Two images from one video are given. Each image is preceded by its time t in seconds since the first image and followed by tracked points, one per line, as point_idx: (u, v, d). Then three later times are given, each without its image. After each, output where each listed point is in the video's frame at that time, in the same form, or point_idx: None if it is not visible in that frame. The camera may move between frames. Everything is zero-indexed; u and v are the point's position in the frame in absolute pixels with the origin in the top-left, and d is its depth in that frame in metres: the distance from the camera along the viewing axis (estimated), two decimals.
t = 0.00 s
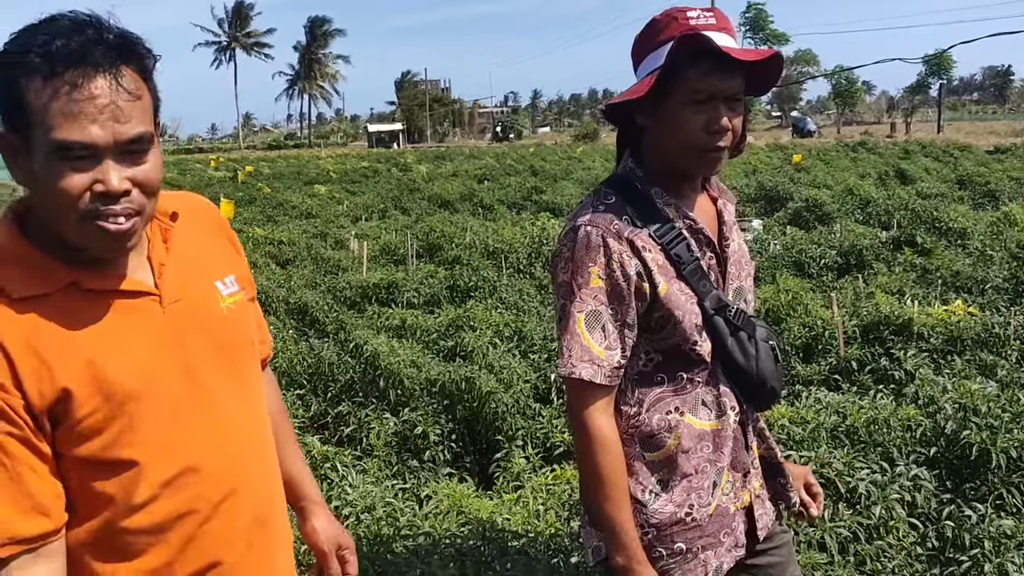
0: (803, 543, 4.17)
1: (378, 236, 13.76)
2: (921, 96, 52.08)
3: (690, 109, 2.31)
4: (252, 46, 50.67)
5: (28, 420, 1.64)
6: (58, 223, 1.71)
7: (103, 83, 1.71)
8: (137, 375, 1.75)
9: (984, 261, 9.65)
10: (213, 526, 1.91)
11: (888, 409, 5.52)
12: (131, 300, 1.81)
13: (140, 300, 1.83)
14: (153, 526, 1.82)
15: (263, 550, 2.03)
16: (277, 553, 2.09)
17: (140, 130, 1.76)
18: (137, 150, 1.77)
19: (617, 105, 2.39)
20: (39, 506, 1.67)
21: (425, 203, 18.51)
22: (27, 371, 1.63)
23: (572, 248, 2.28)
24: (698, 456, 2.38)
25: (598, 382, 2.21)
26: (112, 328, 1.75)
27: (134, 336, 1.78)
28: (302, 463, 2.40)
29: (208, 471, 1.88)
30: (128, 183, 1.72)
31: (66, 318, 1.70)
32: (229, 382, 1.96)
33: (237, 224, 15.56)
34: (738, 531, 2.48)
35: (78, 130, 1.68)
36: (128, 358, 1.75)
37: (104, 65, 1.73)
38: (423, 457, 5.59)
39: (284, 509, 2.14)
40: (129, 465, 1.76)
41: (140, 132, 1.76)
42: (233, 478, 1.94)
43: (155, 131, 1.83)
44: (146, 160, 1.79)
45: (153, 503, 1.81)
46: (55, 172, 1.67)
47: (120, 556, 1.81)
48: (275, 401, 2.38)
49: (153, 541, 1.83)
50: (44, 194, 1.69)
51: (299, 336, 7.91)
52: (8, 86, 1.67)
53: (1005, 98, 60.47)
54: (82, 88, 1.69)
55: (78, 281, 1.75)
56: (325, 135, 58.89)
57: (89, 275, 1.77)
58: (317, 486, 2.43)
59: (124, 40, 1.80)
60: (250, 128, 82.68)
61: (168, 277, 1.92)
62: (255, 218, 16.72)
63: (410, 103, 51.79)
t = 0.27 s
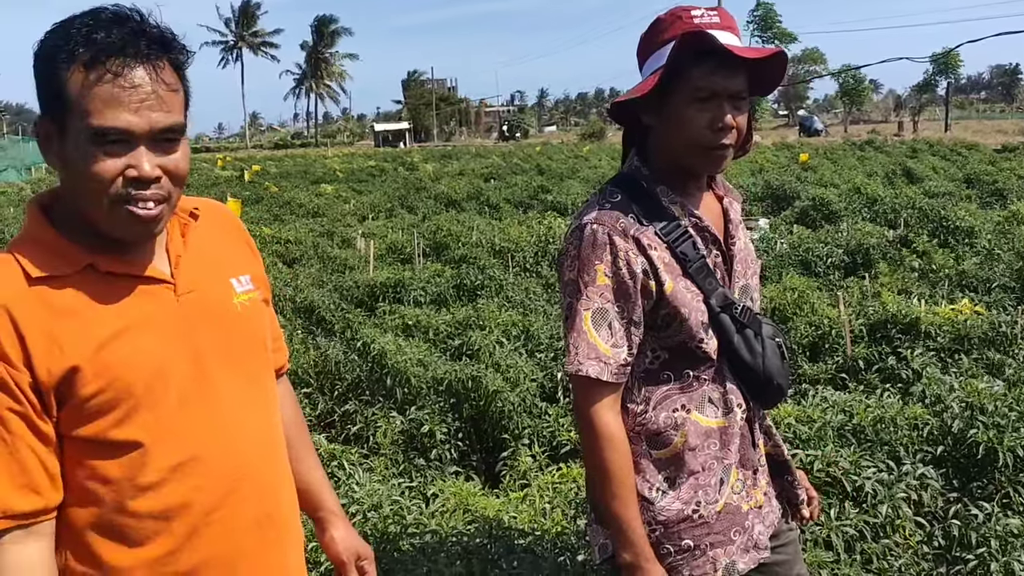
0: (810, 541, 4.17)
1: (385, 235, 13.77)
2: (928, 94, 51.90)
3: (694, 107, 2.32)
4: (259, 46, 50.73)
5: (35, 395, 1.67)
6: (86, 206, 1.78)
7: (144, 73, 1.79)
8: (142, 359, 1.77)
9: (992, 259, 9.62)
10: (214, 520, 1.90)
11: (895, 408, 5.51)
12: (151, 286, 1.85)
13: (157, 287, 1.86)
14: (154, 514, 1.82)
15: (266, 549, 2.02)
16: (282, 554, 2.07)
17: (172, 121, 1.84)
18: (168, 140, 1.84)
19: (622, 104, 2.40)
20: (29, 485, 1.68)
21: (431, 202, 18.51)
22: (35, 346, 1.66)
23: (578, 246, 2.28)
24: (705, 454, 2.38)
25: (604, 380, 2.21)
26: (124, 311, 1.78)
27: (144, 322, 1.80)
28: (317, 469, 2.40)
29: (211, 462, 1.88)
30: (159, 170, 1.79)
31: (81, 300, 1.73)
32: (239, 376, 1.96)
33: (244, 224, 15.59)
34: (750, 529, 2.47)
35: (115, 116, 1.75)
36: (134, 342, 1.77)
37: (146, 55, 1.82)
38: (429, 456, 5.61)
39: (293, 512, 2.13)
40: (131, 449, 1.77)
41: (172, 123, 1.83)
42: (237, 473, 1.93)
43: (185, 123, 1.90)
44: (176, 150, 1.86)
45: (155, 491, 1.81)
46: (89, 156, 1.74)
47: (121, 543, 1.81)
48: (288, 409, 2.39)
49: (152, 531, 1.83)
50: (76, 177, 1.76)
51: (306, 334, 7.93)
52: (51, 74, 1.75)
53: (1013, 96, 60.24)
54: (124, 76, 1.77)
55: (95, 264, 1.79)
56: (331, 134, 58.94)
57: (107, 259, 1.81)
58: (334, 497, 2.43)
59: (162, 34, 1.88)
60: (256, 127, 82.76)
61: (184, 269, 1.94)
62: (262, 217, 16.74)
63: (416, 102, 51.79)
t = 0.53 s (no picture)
0: (818, 541, 4.16)
1: (392, 234, 13.77)
2: (936, 93, 51.74)
3: (700, 104, 2.32)
4: (266, 45, 50.80)
5: (44, 375, 1.68)
6: (96, 193, 1.80)
7: (149, 64, 1.82)
8: (149, 345, 1.77)
9: (1001, 259, 9.58)
10: (217, 513, 1.88)
11: (904, 408, 5.50)
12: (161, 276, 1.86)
13: (168, 277, 1.87)
14: (156, 503, 1.81)
15: (271, 547, 1.99)
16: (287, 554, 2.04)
17: (178, 110, 1.86)
18: (174, 130, 1.86)
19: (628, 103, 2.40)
20: (27, 466, 1.69)
21: (439, 202, 18.51)
22: (44, 326, 1.67)
23: (587, 244, 2.28)
24: (715, 453, 2.37)
25: (614, 379, 2.21)
26: (133, 298, 1.79)
27: (153, 309, 1.81)
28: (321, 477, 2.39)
29: (217, 454, 1.86)
30: (164, 159, 1.82)
31: (92, 285, 1.74)
32: (248, 370, 1.95)
33: (252, 223, 15.61)
34: (760, 528, 2.46)
35: (121, 106, 1.78)
36: (141, 328, 1.77)
37: (151, 47, 1.84)
38: (437, 455, 5.61)
39: (302, 512, 2.11)
40: (136, 435, 1.77)
41: (179, 114, 1.86)
42: (243, 466, 1.91)
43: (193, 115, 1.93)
44: (183, 140, 1.88)
45: (158, 480, 1.80)
46: (96, 146, 1.77)
47: (123, 531, 1.80)
48: (299, 415, 2.38)
49: (155, 520, 1.81)
50: (85, 167, 1.79)
51: (314, 334, 7.94)
52: (60, 67, 1.79)
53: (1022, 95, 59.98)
54: (129, 67, 1.79)
55: (108, 249, 1.80)
56: (339, 134, 59.00)
57: (118, 245, 1.82)
58: (337, 509, 2.42)
59: (168, 27, 1.91)
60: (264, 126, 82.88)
61: (195, 263, 1.95)
62: (270, 217, 16.75)
63: (423, 101, 51.80)
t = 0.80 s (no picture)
0: (828, 540, 4.13)
1: (400, 232, 13.77)
2: (946, 90, 51.54)
3: (704, 100, 2.31)
4: (274, 43, 50.86)
5: (51, 366, 1.68)
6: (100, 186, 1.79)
7: (148, 57, 1.81)
8: (155, 336, 1.76)
9: (1012, 257, 9.52)
10: (223, 506, 1.86)
11: (914, 406, 5.47)
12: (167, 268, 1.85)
13: (174, 270, 1.86)
14: (163, 495, 1.79)
15: (277, 542, 1.97)
16: (292, 549, 2.02)
17: (179, 104, 1.85)
18: (176, 123, 1.85)
19: (634, 99, 2.40)
20: (33, 458, 1.68)
21: (447, 200, 18.50)
22: (51, 316, 1.67)
23: (596, 241, 2.27)
24: (723, 450, 2.35)
25: (622, 375, 2.19)
26: (140, 289, 1.78)
27: (160, 300, 1.80)
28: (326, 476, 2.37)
29: (223, 446, 1.85)
30: (167, 151, 1.81)
31: (99, 276, 1.74)
32: (255, 363, 1.94)
33: (259, 221, 15.62)
34: (767, 526, 2.45)
35: (122, 99, 1.77)
36: (148, 319, 1.76)
37: (149, 40, 1.83)
38: (445, 453, 5.60)
39: (307, 507, 2.09)
40: (142, 426, 1.76)
41: (181, 106, 1.85)
42: (250, 459, 1.90)
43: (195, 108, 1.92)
44: (185, 133, 1.87)
45: (165, 472, 1.79)
46: (98, 140, 1.77)
47: (130, 524, 1.79)
48: (304, 414, 2.37)
49: (161, 513, 1.80)
50: (88, 160, 1.78)
51: (321, 331, 7.93)
52: (60, 63, 1.79)
53: None
54: (128, 61, 1.79)
55: (114, 242, 1.79)
56: (347, 132, 59.05)
57: (125, 238, 1.81)
58: (342, 506, 2.40)
59: (167, 21, 1.89)
60: (272, 124, 82.99)
61: (201, 256, 1.94)
62: (278, 215, 16.77)
63: (431, 99, 51.78)
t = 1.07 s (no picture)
0: (839, 537, 4.10)
1: (408, 229, 13.76)
2: (955, 86, 51.34)
3: (712, 92, 2.29)
4: (282, 41, 50.90)
5: (52, 366, 1.65)
6: (98, 183, 1.77)
7: (143, 52, 1.79)
8: (157, 335, 1.75)
9: None
10: (224, 504, 1.85)
11: (926, 403, 5.43)
12: (165, 265, 1.83)
13: (172, 266, 1.85)
14: (164, 494, 1.78)
15: (276, 538, 1.97)
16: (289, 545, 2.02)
17: (175, 99, 1.84)
18: (172, 118, 1.84)
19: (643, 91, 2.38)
20: (36, 458, 1.65)
21: (454, 196, 18.49)
22: (54, 315, 1.65)
23: (604, 236, 2.24)
24: (732, 447, 2.33)
25: (630, 371, 2.17)
26: (140, 287, 1.76)
27: (160, 298, 1.78)
28: (318, 471, 2.37)
29: (224, 444, 1.84)
30: (163, 147, 1.79)
31: (100, 274, 1.72)
32: (253, 360, 1.93)
33: (267, 218, 15.63)
34: (777, 522, 2.42)
35: (117, 96, 1.76)
36: (149, 317, 1.75)
37: (144, 34, 1.82)
38: (453, 450, 5.59)
39: (303, 503, 2.09)
40: (144, 426, 1.74)
41: (177, 101, 1.84)
42: (250, 457, 1.89)
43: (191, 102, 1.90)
44: (180, 128, 1.86)
45: (167, 470, 1.77)
46: (94, 137, 1.75)
47: (131, 524, 1.77)
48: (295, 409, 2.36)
49: (163, 512, 1.79)
50: (84, 158, 1.76)
51: (329, 328, 7.93)
52: (54, 59, 1.76)
53: None
54: (123, 56, 1.77)
55: (112, 240, 1.77)
56: (355, 130, 59.09)
57: (122, 235, 1.79)
58: (333, 500, 2.39)
59: (161, 16, 1.88)
60: (280, 122, 83.09)
61: (198, 252, 1.92)
62: (286, 212, 16.77)
63: (439, 96, 51.77)
